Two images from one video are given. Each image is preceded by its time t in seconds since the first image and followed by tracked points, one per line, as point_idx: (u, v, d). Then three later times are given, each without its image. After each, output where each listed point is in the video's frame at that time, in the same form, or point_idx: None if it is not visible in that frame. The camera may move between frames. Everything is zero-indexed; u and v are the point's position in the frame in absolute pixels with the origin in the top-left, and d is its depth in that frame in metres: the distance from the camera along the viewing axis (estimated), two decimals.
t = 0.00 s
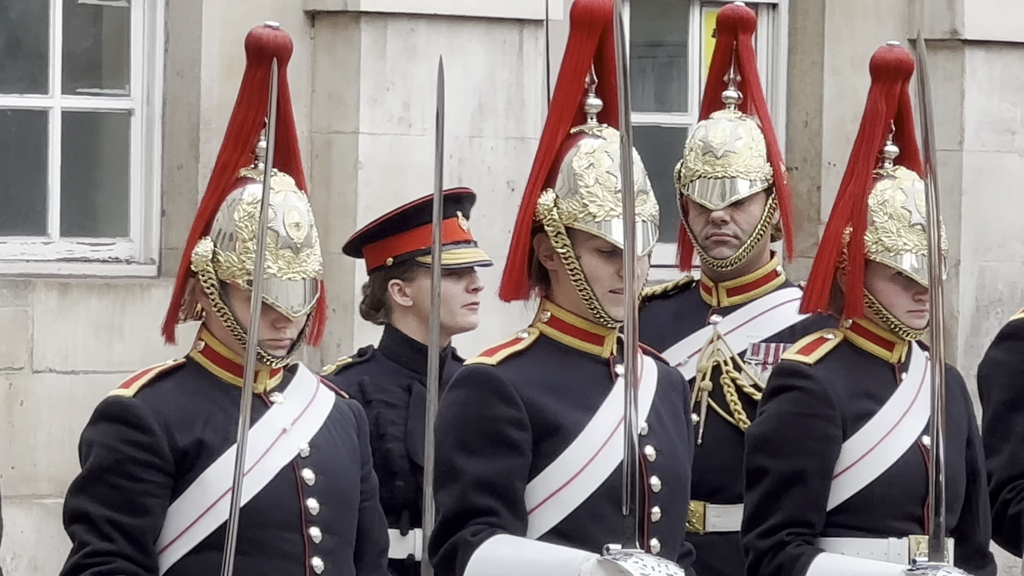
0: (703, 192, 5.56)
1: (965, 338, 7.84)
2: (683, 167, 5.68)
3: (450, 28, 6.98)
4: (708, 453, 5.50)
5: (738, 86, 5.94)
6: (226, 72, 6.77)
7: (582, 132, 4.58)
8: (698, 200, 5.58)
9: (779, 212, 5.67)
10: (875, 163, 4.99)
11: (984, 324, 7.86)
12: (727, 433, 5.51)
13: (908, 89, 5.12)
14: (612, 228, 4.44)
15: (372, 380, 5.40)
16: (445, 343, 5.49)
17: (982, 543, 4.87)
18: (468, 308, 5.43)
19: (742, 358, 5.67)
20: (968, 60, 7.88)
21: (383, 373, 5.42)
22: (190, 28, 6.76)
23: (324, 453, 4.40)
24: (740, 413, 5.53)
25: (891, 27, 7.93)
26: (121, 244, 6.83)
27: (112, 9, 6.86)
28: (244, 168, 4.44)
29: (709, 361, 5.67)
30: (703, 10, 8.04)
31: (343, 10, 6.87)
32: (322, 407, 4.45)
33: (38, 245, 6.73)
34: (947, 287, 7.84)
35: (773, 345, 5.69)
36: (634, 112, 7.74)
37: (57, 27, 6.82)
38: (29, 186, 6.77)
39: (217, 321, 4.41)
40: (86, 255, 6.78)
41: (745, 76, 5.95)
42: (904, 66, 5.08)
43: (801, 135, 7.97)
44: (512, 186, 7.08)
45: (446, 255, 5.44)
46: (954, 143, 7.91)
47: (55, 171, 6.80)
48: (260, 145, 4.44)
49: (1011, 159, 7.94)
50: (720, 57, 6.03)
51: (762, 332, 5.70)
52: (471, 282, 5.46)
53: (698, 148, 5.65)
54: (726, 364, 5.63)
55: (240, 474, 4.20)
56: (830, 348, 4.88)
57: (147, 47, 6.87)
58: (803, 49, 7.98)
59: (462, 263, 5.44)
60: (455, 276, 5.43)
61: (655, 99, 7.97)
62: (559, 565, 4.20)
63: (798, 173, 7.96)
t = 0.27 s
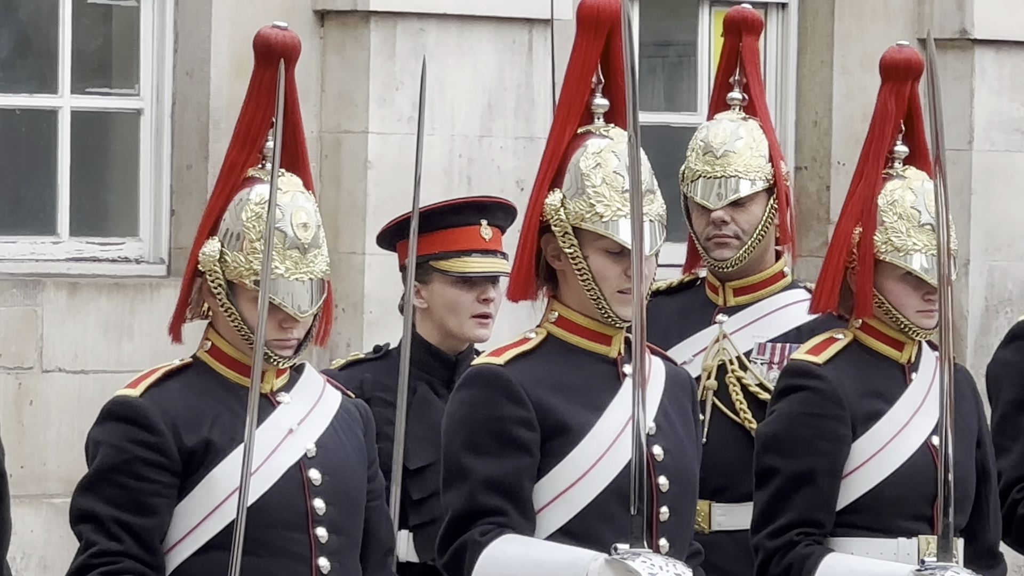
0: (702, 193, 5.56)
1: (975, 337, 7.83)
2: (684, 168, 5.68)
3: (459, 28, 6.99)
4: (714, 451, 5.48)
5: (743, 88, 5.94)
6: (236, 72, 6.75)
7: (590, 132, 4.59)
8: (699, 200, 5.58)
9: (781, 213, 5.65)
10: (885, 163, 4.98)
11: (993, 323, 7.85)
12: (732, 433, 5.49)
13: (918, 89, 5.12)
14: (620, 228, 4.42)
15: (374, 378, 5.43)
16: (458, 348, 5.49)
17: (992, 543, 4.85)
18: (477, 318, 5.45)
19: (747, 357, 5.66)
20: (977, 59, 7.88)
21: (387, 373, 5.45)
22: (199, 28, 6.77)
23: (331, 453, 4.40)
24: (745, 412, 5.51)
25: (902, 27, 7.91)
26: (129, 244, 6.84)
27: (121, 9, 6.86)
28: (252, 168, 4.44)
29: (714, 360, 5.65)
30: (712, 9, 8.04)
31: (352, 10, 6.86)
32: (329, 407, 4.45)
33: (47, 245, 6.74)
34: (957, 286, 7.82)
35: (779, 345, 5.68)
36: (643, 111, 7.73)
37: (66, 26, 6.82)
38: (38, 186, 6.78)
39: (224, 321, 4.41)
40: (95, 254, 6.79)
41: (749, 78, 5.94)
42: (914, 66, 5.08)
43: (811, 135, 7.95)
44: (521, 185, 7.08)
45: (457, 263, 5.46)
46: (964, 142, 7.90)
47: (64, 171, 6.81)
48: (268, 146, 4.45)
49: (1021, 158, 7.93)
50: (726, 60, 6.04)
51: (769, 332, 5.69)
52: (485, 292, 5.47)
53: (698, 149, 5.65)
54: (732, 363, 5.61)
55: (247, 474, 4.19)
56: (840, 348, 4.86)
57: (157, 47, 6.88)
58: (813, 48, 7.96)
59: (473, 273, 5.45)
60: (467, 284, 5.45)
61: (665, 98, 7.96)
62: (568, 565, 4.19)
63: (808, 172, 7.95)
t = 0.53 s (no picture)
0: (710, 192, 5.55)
1: (981, 337, 7.83)
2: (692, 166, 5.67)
3: (465, 27, 6.98)
4: (722, 451, 5.50)
5: (750, 87, 5.94)
6: (242, 71, 6.75)
7: (596, 132, 4.59)
8: (707, 200, 5.57)
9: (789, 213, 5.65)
10: (892, 162, 4.96)
11: (999, 323, 7.85)
12: (740, 431, 5.51)
13: (925, 89, 5.11)
14: (626, 227, 4.42)
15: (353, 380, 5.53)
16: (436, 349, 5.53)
17: (998, 542, 4.85)
18: (453, 325, 5.49)
19: (753, 356, 5.65)
20: (983, 58, 7.87)
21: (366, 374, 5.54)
22: (204, 28, 6.77)
23: (336, 452, 4.40)
24: (753, 411, 5.53)
25: (908, 26, 7.89)
26: (135, 243, 6.84)
27: (126, 8, 6.86)
28: (257, 168, 4.43)
29: (721, 358, 5.66)
30: (719, 8, 8.02)
31: (358, 9, 6.86)
32: (333, 407, 4.46)
33: (53, 244, 6.75)
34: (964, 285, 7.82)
35: (785, 343, 5.66)
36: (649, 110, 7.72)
37: (72, 26, 6.82)
38: (45, 185, 6.79)
39: (229, 321, 4.41)
40: (101, 253, 6.80)
41: (758, 77, 5.94)
42: (921, 66, 5.06)
43: (817, 134, 7.94)
44: (527, 185, 7.08)
45: (438, 269, 5.53)
46: (970, 141, 7.90)
47: (70, 170, 6.81)
48: (273, 145, 4.44)
49: None
50: (734, 58, 6.03)
51: (775, 329, 5.68)
52: (464, 301, 5.52)
53: (708, 147, 5.62)
54: (738, 362, 5.63)
55: (252, 473, 4.19)
56: (847, 347, 4.86)
57: (163, 46, 6.87)
58: (819, 47, 7.95)
59: (454, 281, 5.51)
60: (446, 292, 5.51)
61: (671, 97, 7.95)
62: (574, 564, 4.19)
63: (813, 171, 7.94)
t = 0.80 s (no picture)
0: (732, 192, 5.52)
1: (985, 336, 7.84)
2: (711, 165, 5.64)
3: (470, 27, 6.98)
4: (731, 453, 5.52)
5: (765, 87, 5.94)
6: (247, 71, 6.76)
7: (601, 131, 4.59)
8: (727, 199, 5.54)
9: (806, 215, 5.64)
10: (897, 162, 4.97)
11: (1003, 322, 7.87)
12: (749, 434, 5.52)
13: (930, 88, 5.12)
14: (630, 227, 4.42)
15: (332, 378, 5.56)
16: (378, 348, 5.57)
17: (1002, 543, 4.85)
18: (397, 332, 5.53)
19: (764, 358, 5.66)
20: (987, 58, 7.88)
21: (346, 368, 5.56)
22: (209, 28, 6.77)
23: (341, 453, 4.40)
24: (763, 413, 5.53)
25: (911, 26, 7.90)
26: (140, 242, 6.84)
27: (131, 8, 6.86)
28: (264, 168, 4.46)
29: (732, 360, 5.67)
30: (723, 8, 8.03)
31: (362, 9, 6.86)
32: (339, 408, 4.46)
33: (58, 244, 6.75)
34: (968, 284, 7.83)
35: (796, 344, 5.67)
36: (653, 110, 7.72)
37: (77, 26, 6.82)
38: (50, 184, 6.79)
39: (235, 320, 4.42)
40: (106, 253, 6.80)
41: (772, 77, 5.94)
42: (926, 65, 5.07)
43: (821, 133, 7.94)
44: (532, 185, 7.07)
45: (388, 278, 5.56)
46: (975, 141, 7.91)
47: (75, 170, 6.81)
48: (279, 145, 4.47)
49: None
50: (747, 57, 6.01)
51: (786, 331, 5.69)
52: (408, 311, 5.56)
53: (728, 148, 5.60)
54: (749, 364, 5.63)
55: (257, 473, 4.19)
56: (852, 348, 4.85)
57: (167, 46, 6.87)
58: (823, 47, 7.95)
59: (402, 293, 5.55)
60: (393, 302, 5.55)
61: (675, 97, 7.95)
62: (577, 562, 4.19)
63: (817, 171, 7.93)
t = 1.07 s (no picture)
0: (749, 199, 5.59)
1: (987, 335, 7.84)
2: (724, 172, 5.72)
3: (472, 26, 6.97)
4: (738, 460, 5.53)
5: (771, 87, 5.98)
6: (249, 70, 6.77)
7: (603, 131, 4.58)
8: (742, 206, 5.61)
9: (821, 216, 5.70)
10: (900, 161, 4.99)
11: (1005, 321, 7.87)
12: (757, 442, 5.52)
13: (932, 88, 5.12)
14: (633, 227, 4.42)
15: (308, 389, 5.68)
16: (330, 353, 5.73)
17: (1006, 541, 4.86)
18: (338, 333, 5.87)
19: (777, 366, 5.68)
20: (990, 57, 7.87)
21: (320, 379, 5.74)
22: (211, 27, 6.77)
23: (345, 453, 4.41)
24: (771, 423, 5.54)
25: (912, 25, 7.90)
26: (142, 242, 6.84)
27: (133, 8, 6.86)
28: (268, 168, 4.48)
29: (744, 365, 5.68)
30: (725, 8, 8.03)
31: (365, 8, 6.86)
32: (342, 408, 4.47)
33: (60, 243, 6.75)
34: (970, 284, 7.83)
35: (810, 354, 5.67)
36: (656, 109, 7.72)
37: (79, 25, 6.82)
38: (52, 183, 6.79)
39: (239, 320, 4.43)
40: (108, 252, 6.80)
41: (778, 76, 5.98)
42: (929, 65, 5.06)
43: (823, 133, 7.94)
44: (533, 184, 7.06)
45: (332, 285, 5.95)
46: (977, 141, 7.91)
47: (77, 170, 6.81)
48: (283, 145, 4.48)
49: None
50: (751, 58, 6.05)
51: (800, 340, 5.69)
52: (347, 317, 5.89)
53: (740, 154, 5.68)
54: (762, 371, 5.64)
55: (261, 473, 4.19)
56: (856, 347, 4.86)
57: (170, 46, 6.87)
58: (825, 46, 7.94)
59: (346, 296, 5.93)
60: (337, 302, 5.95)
61: (677, 97, 7.96)
62: (581, 562, 4.20)
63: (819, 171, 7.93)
